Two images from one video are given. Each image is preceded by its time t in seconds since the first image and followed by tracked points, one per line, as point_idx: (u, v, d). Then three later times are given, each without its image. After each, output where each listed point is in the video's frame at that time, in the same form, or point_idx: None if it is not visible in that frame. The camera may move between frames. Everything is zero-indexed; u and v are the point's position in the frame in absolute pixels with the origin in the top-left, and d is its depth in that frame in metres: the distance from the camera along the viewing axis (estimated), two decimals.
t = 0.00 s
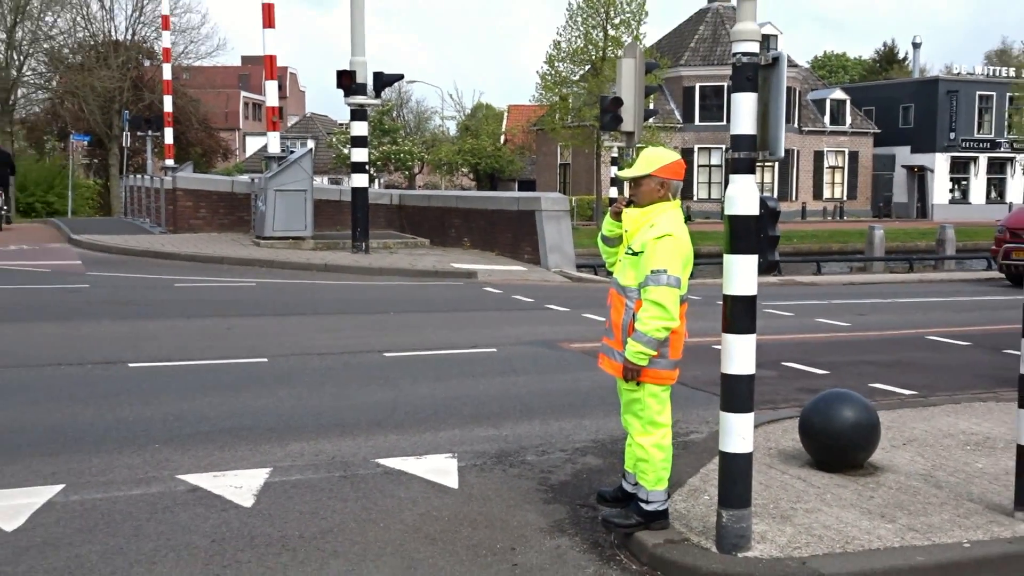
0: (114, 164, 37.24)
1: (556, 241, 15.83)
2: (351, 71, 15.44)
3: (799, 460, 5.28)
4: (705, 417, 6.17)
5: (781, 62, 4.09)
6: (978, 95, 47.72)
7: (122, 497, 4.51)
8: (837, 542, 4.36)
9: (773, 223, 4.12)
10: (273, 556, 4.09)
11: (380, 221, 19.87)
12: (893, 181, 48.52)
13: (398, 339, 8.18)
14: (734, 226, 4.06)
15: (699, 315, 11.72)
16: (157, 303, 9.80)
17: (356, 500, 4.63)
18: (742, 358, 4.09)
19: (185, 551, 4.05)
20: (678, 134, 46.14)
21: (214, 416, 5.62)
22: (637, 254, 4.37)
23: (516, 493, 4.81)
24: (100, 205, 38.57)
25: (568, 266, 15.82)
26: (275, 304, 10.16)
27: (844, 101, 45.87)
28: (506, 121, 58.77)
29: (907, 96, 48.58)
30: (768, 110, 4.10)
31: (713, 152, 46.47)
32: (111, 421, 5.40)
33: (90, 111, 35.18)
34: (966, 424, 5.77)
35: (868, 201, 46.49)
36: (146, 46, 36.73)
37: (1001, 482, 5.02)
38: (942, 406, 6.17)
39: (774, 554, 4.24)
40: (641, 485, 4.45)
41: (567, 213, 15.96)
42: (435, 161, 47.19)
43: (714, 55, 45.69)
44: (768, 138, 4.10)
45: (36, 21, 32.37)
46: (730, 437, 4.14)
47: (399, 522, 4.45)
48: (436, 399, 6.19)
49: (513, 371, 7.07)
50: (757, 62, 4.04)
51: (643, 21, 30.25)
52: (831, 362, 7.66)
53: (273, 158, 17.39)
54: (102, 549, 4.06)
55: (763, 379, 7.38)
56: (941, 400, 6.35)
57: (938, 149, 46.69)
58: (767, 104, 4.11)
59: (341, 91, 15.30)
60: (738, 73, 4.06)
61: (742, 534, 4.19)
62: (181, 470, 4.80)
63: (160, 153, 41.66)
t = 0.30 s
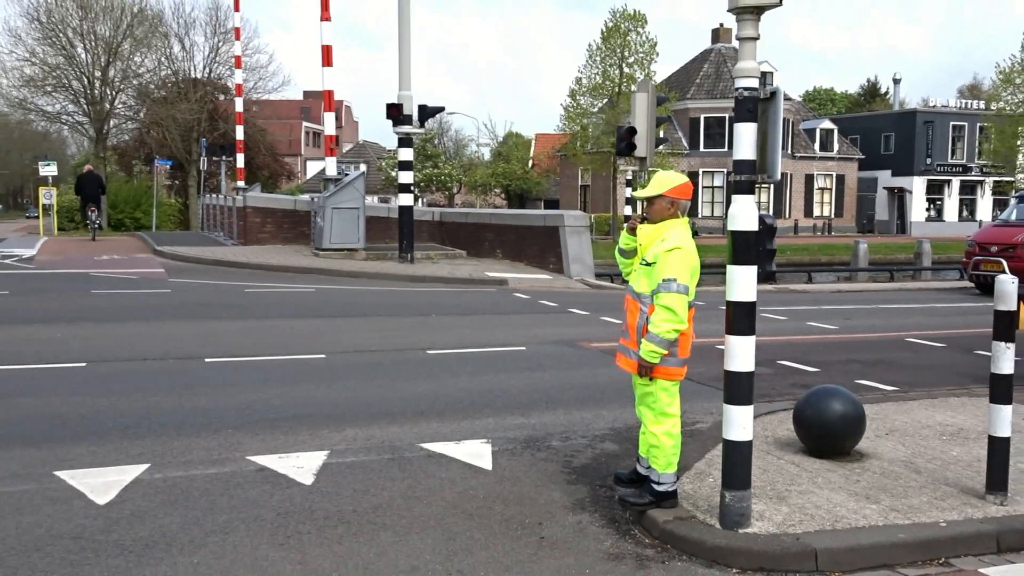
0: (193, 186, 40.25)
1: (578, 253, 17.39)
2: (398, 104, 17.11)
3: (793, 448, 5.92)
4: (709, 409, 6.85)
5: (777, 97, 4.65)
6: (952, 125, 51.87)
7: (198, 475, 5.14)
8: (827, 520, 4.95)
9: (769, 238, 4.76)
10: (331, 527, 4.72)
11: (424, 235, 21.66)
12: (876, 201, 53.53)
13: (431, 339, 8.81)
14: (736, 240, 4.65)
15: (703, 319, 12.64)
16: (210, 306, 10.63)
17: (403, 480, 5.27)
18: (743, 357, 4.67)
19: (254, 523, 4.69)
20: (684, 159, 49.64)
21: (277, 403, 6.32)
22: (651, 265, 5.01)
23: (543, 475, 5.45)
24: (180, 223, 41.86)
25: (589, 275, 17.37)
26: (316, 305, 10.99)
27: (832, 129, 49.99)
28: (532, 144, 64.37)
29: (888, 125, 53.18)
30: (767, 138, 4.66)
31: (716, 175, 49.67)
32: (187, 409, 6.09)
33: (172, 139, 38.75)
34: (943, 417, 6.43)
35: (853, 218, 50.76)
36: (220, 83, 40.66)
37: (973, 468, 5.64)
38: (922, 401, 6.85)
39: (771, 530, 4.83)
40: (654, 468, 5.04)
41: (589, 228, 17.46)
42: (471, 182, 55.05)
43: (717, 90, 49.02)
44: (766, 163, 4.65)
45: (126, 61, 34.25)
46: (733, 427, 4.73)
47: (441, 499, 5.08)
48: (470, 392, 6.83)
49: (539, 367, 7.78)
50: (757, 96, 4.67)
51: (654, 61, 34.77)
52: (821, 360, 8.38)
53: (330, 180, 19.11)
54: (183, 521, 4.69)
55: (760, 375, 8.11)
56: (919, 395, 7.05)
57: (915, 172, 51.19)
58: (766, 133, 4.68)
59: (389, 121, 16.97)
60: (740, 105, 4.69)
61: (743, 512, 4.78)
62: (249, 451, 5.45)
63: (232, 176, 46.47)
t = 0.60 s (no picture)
0: (269, 204, 46.76)
1: (606, 263, 19.25)
2: (448, 132, 19.35)
3: (799, 438, 6.60)
4: (722, 403, 7.61)
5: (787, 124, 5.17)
6: (942, 148, 55.98)
7: (274, 456, 5.84)
8: (832, 503, 5.48)
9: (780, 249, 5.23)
10: (390, 504, 5.35)
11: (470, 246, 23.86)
12: (873, 217, 58.02)
13: (483, 336, 10.50)
14: (750, 251, 5.17)
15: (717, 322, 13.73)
16: (273, 317, 11.74)
17: (453, 463, 5.95)
18: (755, 356, 5.19)
19: (324, 498, 5.36)
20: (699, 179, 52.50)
21: (341, 396, 7.14)
22: (672, 274, 5.64)
23: (577, 460, 6.11)
24: (257, 235, 48.99)
25: (615, 282, 19.16)
26: (366, 317, 12.06)
27: (832, 153, 54.45)
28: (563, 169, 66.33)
29: (883, 149, 57.31)
30: (778, 160, 5.19)
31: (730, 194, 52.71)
32: (264, 400, 6.92)
33: (252, 163, 45.19)
34: (936, 411, 7.12)
35: (851, 232, 55.50)
36: (293, 115, 46.45)
37: (964, 457, 6.26)
38: (915, 397, 7.60)
39: (781, 511, 5.37)
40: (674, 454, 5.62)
41: (614, 241, 19.44)
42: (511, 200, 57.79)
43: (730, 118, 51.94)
44: (776, 182, 5.18)
45: (214, 97, 41.31)
46: (745, 419, 5.29)
47: (486, 480, 5.72)
48: (512, 382, 7.88)
49: (572, 363, 8.88)
50: (767, 123, 5.19)
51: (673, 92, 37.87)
52: (824, 360, 9.20)
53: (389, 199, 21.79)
54: (263, 496, 5.35)
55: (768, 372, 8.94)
56: (913, 391, 7.79)
57: (908, 190, 55.27)
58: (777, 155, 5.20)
59: (441, 148, 19.22)
60: (752, 131, 5.23)
61: (755, 494, 5.31)
62: (318, 436, 6.19)
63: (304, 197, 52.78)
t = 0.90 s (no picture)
0: (332, 215, 49.98)
1: (638, 267, 19.67)
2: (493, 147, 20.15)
3: (821, 431, 6.98)
4: (749, 398, 8.16)
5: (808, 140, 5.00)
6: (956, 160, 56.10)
7: (337, 444, 6.22)
8: (852, 493, 5.24)
9: (804, 255, 4.96)
10: (439, 487, 5.36)
11: (513, 252, 25.00)
12: (890, 225, 58.34)
13: (525, 335, 11.41)
14: (774, 257, 4.96)
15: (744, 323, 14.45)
16: (327, 321, 12.57)
17: (499, 450, 6.21)
18: (780, 355, 4.94)
19: (377, 480, 5.44)
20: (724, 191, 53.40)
21: (398, 393, 7.84)
22: (701, 277, 5.39)
23: (612, 449, 6.33)
24: (321, 243, 52.23)
25: (647, 286, 19.59)
26: (413, 320, 12.89)
27: (850, 166, 54.54)
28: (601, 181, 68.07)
29: (899, 161, 58.08)
30: (801, 172, 5.02)
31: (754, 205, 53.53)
32: (330, 396, 7.63)
33: (315, 177, 48.56)
34: (952, 408, 7.60)
35: (869, 238, 55.40)
36: (353, 134, 49.95)
37: (981, 451, 6.54)
38: (931, 394, 8.14)
39: (805, 500, 5.08)
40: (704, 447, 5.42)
41: (647, 246, 19.89)
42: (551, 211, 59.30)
43: (754, 134, 52.91)
44: (799, 193, 5.01)
45: (282, 118, 44.83)
46: (771, 412, 5.01)
47: (529, 467, 5.81)
48: (553, 377, 8.66)
49: (607, 360, 9.66)
50: (790, 138, 5.04)
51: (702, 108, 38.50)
52: (846, 358, 9.91)
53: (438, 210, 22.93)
54: (320, 480, 5.41)
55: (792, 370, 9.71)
56: (929, 389, 8.33)
57: (923, 200, 55.68)
58: (800, 168, 5.03)
59: (487, 162, 20.01)
60: (776, 145, 5.04)
61: (781, 484, 5.05)
62: (376, 426, 6.68)
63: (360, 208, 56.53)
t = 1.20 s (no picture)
0: (374, 221, 50.69)
1: (675, 270, 19.65)
2: (531, 153, 20.27)
3: (860, 433, 6.95)
4: (786, 400, 8.17)
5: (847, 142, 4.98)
6: (995, 162, 55.22)
7: (379, 443, 6.36)
8: (892, 496, 5.24)
9: (843, 257, 4.99)
10: (479, 486, 5.46)
11: (551, 255, 25.15)
12: (927, 227, 57.43)
13: (562, 337, 11.52)
14: (811, 259, 4.99)
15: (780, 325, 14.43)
16: (367, 323, 12.83)
17: (537, 449, 6.31)
18: (819, 356, 4.98)
19: (420, 478, 5.56)
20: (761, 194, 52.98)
21: (437, 393, 7.99)
22: (739, 280, 5.43)
23: (649, 449, 6.39)
24: (364, 248, 53.05)
25: (684, 288, 19.58)
26: (452, 323, 13.09)
27: (888, 168, 53.62)
28: (635, 184, 68.00)
29: (937, 163, 57.25)
30: (840, 173, 5.00)
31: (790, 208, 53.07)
32: (373, 396, 7.80)
33: (358, 184, 49.31)
34: (992, 410, 7.56)
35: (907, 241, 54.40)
36: (396, 141, 50.57)
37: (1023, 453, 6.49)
38: (972, 395, 8.09)
39: (844, 503, 5.08)
40: (741, 447, 5.44)
41: (683, 249, 19.83)
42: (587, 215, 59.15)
43: (791, 137, 52.57)
44: (838, 195, 4.99)
45: (325, 127, 45.56)
46: (809, 415, 5.04)
47: (568, 467, 5.89)
48: (590, 379, 8.74)
49: (644, 362, 9.72)
50: (829, 140, 5.04)
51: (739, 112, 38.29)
52: (884, 360, 9.88)
53: (477, 214, 23.12)
54: (365, 479, 5.55)
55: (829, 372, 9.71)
56: (970, 390, 8.28)
57: (962, 202, 54.74)
58: (839, 169, 5.02)
59: (525, 167, 20.13)
60: (815, 148, 5.06)
61: (820, 486, 5.06)
62: (417, 426, 6.82)
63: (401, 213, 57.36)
